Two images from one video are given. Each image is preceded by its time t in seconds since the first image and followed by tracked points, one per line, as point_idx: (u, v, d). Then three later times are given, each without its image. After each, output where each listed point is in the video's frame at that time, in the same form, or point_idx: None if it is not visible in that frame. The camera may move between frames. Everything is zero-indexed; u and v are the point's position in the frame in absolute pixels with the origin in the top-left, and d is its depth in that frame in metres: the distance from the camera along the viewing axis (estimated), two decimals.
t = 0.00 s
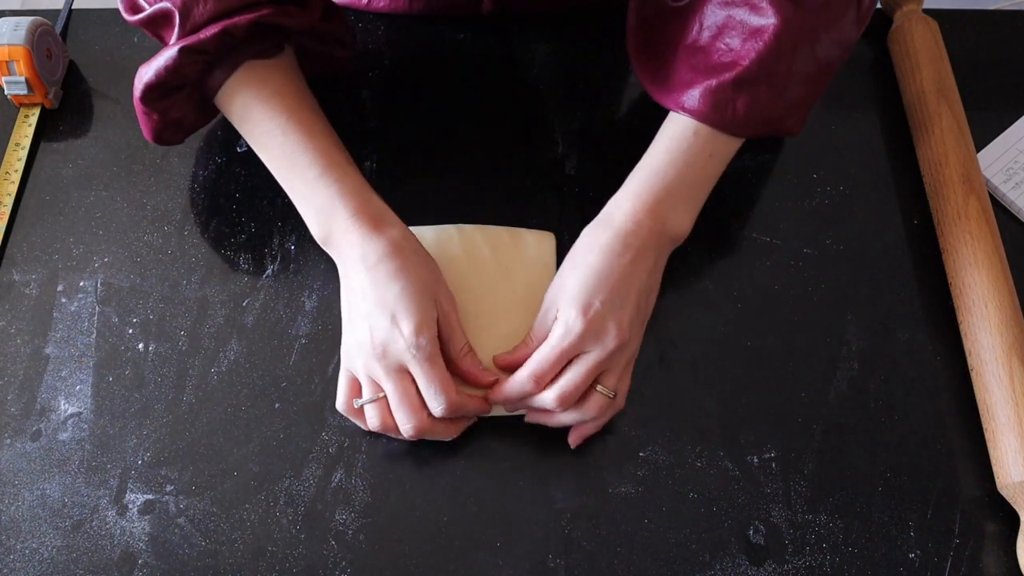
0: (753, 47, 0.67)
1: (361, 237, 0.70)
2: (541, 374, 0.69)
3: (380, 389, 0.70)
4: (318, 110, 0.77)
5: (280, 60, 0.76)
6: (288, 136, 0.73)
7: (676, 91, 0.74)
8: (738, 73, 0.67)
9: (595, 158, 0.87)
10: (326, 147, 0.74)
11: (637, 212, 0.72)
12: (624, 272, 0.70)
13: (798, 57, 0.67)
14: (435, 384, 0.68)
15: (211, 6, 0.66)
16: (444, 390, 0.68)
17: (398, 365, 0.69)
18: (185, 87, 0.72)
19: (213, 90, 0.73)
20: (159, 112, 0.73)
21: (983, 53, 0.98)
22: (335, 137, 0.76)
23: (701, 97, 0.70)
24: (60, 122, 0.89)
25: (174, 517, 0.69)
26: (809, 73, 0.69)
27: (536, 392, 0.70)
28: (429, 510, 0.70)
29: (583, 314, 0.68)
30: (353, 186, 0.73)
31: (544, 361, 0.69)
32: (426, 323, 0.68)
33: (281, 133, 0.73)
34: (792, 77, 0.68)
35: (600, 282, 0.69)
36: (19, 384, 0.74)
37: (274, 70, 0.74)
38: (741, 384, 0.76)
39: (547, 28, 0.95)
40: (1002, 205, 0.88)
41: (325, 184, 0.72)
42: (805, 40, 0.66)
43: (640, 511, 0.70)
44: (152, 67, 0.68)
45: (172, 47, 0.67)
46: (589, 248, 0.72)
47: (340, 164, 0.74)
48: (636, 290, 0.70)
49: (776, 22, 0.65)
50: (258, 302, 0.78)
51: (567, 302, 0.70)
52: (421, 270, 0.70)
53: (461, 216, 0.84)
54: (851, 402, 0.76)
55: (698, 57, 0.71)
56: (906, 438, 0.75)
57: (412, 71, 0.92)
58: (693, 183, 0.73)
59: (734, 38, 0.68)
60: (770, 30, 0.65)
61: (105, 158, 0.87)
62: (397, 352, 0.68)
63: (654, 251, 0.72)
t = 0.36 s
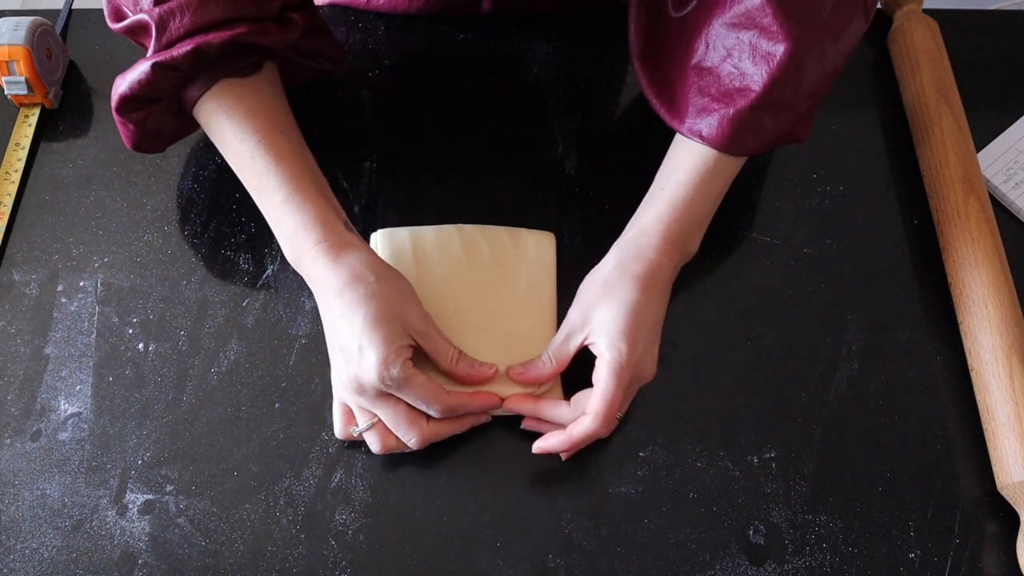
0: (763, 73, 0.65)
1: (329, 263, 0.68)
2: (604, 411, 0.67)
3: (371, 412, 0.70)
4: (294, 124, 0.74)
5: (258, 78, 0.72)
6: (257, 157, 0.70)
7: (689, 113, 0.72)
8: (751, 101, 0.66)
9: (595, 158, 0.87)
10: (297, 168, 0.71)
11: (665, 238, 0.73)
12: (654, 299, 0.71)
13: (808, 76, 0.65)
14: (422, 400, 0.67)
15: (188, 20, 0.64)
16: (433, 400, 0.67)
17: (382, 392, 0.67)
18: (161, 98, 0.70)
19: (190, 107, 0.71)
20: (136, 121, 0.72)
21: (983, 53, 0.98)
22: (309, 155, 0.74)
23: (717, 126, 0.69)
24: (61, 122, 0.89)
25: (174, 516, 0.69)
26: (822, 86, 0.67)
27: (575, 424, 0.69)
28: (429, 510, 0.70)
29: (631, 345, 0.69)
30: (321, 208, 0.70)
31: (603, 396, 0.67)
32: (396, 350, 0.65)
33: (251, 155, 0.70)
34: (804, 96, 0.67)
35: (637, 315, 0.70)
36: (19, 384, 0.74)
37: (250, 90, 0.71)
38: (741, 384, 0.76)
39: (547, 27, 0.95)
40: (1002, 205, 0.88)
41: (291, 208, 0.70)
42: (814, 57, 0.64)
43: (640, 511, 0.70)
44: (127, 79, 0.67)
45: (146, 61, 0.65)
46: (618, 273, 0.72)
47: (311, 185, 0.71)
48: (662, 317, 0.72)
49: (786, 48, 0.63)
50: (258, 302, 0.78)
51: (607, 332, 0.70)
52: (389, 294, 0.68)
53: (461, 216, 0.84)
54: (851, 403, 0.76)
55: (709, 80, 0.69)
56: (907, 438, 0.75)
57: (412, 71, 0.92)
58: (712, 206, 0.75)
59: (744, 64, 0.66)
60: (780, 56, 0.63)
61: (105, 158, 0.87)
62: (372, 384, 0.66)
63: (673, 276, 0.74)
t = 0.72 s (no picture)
0: (780, 81, 0.64)
1: (281, 265, 0.68)
2: (592, 415, 0.68)
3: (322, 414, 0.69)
4: (256, 127, 0.74)
5: (225, 79, 0.72)
6: (214, 156, 0.69)
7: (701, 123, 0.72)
8: (768, 109, 0.65)
9: (595, 158, 0.87)
10: (253, 169, 0.70)
11: (682, 250, 0.72)
12: (669, 314, 0.71)
13: (825, 84, 0.64)
14: (374, 396, 0.66)
15: (157, 19, 0.63)
16: (382, 395, 0.67)
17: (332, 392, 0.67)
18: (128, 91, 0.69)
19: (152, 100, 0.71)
20: (98, 111, 0.71)
21: (983, 53, 0.98)
22: (266, 157, 0.73)
23: (733, 134, 0.68)
24: (61, 122, 0.89)
25: (174, 516, 0.69)
26: (836, 95, 0.67)
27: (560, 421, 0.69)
28: (429, 510, 0.70)
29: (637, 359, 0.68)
30: (275, 210, 0.70)
31: (593, 398, 0.68)
32: (343, 347, 0.66)
33: (207, 154, 0.70)
34: (820, 105, 0.66)
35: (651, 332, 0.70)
36: (19, 384, 0.74)
37: (215, 89, 0.71)
38: (741, 384, 0.76)
39: (547, 27, 0.95)
40: (1002, 205, 0.88)
41: (245, 209, 0.69)
42: (831, 64, 0.64)
43: (640, 511, 0.70)
44: (92, 70, 0.66)
45: (112, 55, 0.64)
46: (636, 284, 0.71)
47: (268, 187, 0.71)
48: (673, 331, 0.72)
49: (802, 56, 0.62)
50: (258, 302, 0.78)
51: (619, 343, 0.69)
52: (335, 295, 0.68)
53: (461, 216, 0.84)
54: (851, 403, 0.76)
55: (723, 89, 0.69)
56: (907, 438, 0.75)
57: (411, 71, 0.92)
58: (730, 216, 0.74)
59: (760, 72, 0.65)
60: (798, 63, 0.62)
61: (105, 158, 0.87)
62: (320, 384, 0.66)
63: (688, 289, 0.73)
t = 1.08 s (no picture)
0: (789, 37, 0.64)
1: (268, 221, 0.66)
2: (575, 364, 0.68)
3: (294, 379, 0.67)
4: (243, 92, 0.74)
5: (214, 40, 0.73)
6: (201, 113, 0.69)
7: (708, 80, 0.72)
8: (774, 64, 0.65)
9: (595, 158, 0.87)
10: (240, 127, 0.70)
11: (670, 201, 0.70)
12: (659, 269, 0.68)
13: (835, 46, 0.65)
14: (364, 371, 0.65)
15: None
16: (372, 373, 0.65)
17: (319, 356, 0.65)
18: (109, 51, 0.70)
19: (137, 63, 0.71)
20: (80, 73, 0.71)
21: (983, 53, 0.98)
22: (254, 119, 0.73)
23: (736, 86, 0.68)
24: (60, 122, 0.89)
25: (174, 516, 0.69)
26: (843, 60, 0.67)
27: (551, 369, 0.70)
28: (429, 510, 0.70)
29: (614, 310, 0.66)
30: (263, 167, 0.69)
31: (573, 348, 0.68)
32: (345, 315, 0.64)
33: (194, 111, 0.69)
34: (828, 67, 0.66)
35: (635, 277, 0.67)
36: (19, 384, 0.74)
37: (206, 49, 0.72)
38: (742, 384, 0.76)
39: (547, 27, 0.95)
40: (1002, 205, 0.89)
41: (233, 165, 0.68)
42: (842, 27, 0.64)
43: (640, 511, 0.70)
44: (75, 25, 0.67)
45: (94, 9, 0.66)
46: (617, 243, 0.69)
47: (255, 146, 0.70)
48: (669, 280, 0.68)
49: (813, 11, 0.62)
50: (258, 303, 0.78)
51: (600, 295, 0.68)
52: (330, 255, 0.66)
53: (461, 216, 0.84)
54: (851, 403, 0.76)
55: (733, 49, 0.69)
56: (906, 438, 0.75)
57: (412, 71, 0.92)
58: (729, 176, 0.71)
59: (769, 29, 0.66)
60: (807, 19, 0.63)
61: (105, 158, 0.87)
62: (314, 345, 0.63)
63: (683, 247, 0.70)
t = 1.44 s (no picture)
0: (784, 43, 0.64)
1: (255, 225, 0.65)
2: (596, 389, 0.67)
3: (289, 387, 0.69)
4: (234, 93, 0.73)
5: (204, 39, 0.72)
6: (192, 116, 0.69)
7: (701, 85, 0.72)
8: (769, 69, 0.65)
9: (595, 158, 0.87)
10: (231, 128, 0.69)
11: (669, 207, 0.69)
12: (661, 275, 0.67)
13: (828, 54, 0.65)
14: (340, 385, 0.64)
15: None
16: (348, 386, 0.64)
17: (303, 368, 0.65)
18: (103, 53, 0.70)
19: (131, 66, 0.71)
20: (75, 75, 0.72)
21: (983, 53, 0.98)
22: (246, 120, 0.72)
23: (729, 91, 0.67)
24: (61, 122, 0.89)
25: (174, 516, 0.69)
26: (834, 69, 0.67)
27: (563, 395, 0.70)
28: (429, 510, 0.70)
29: (630, 326, 0.65)
30: (254, 169, 0.69)
31: (593, 368, 0.66)
32: (322, 326, 0.63)
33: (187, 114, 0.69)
34: (820, 75, 0.66)
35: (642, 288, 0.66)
36: (19, 384, 0.74)
37: (196, 50, 0.71)
38: (741, 384, 0.76)
39: (547, 28, 0.95)
40: (1002, 205, 0.89)
41: (222, 168, 0.68)
42: (835, 35, 0.64)
43: (640, 511, 0.70)
44: (65, 29, 0.67)
45: (83, 11, 0.66)
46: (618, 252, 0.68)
47: (247, 148, 0.69)
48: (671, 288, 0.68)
49: (808, 19, 0.62)
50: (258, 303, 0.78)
51: (610, 306, 0.66)
52: (314, 262, 0.65)
53: (461, 216, 0.84)
54: (851, 403, 0.76)
55: (728, 53, 0.69)
56: (907, 438, 0.75)
57: (412, 71, 0.92)
58: (722, 179, 0.71)
59: (764, 35, 0.66)
60: (803, 25, 0.63)
61: (105, 158, 0.87)
62: (294, 359, 0.63)
63: (679, 251, 0.70)
